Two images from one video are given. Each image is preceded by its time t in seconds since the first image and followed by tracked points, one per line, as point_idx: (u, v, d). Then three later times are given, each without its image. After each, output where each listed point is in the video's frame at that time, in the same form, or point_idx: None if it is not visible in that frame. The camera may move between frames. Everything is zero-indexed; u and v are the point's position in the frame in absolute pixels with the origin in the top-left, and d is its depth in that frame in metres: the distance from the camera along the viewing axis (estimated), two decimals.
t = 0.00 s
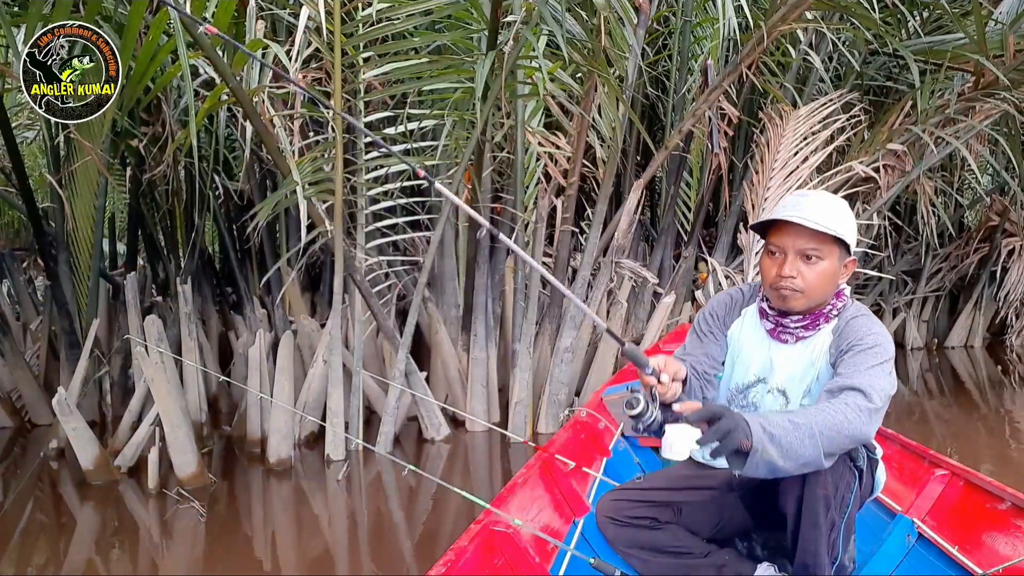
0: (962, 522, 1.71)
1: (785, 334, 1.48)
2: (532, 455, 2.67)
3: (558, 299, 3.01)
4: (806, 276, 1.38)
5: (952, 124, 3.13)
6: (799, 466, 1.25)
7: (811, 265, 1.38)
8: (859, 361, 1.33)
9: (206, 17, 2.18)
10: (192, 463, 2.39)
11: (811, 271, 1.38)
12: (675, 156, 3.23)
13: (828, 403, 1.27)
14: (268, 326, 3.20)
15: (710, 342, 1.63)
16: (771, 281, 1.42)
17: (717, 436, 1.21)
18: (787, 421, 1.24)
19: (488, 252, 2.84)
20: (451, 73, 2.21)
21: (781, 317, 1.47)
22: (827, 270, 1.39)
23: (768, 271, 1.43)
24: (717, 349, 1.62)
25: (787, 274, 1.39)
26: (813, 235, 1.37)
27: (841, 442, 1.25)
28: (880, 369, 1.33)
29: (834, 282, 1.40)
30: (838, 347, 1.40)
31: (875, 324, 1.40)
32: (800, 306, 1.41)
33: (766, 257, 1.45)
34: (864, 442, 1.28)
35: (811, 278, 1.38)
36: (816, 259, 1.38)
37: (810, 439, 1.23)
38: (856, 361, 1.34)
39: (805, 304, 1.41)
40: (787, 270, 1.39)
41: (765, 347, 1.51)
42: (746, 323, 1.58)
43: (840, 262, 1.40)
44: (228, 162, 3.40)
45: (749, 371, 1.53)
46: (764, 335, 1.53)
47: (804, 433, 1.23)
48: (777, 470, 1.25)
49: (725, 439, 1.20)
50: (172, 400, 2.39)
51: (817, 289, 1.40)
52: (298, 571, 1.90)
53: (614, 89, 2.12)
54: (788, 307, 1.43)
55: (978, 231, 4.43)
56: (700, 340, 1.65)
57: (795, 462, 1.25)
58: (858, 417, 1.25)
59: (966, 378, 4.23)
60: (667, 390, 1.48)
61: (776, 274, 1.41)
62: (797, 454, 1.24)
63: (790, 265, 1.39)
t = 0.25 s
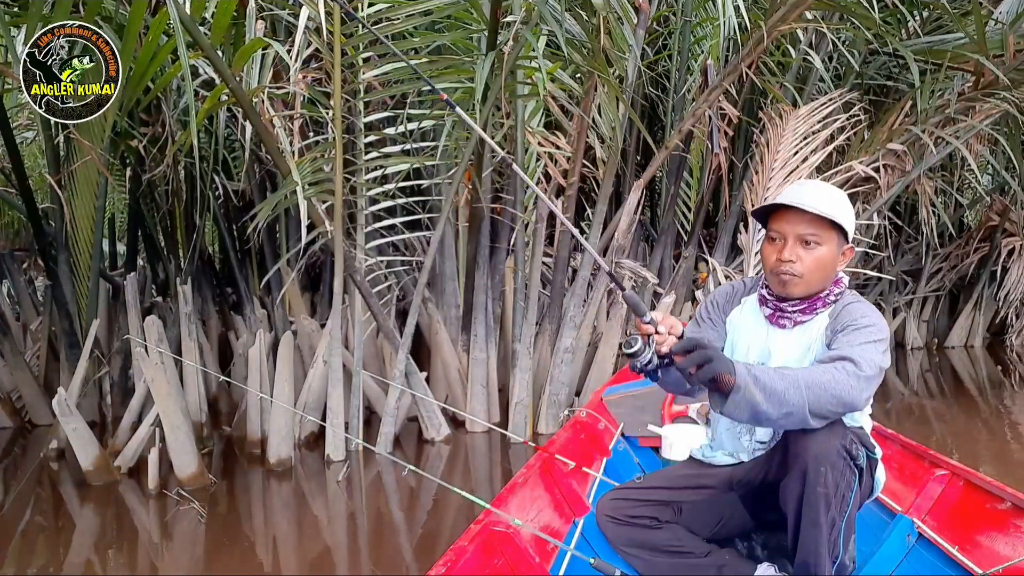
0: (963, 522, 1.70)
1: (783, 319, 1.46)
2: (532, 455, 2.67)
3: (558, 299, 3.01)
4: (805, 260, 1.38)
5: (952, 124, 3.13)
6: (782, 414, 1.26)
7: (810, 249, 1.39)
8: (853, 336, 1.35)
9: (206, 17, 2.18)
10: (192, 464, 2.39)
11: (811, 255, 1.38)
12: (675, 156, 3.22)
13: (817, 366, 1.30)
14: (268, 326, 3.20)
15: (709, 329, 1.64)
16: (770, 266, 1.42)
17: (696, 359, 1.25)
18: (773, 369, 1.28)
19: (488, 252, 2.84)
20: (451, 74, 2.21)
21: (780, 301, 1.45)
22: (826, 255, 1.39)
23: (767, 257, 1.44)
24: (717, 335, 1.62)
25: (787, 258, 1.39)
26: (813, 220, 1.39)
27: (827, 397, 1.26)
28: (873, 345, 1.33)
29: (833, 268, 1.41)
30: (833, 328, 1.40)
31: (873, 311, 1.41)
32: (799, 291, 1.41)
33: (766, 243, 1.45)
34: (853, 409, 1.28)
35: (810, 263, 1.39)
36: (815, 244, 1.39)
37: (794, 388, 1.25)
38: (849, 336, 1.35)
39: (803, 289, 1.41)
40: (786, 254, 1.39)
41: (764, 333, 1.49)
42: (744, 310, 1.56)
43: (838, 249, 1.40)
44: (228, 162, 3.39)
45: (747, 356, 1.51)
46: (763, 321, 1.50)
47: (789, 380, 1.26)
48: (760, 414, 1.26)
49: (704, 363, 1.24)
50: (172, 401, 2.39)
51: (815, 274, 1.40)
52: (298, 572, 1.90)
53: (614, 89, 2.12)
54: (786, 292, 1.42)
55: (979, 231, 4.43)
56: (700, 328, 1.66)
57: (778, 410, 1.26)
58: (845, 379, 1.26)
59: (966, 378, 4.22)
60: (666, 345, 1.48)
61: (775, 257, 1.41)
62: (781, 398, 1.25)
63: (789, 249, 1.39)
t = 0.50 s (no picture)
0: (963, 522, 1.70)
1: (781, 311, 1.46)
2: (532, 456, 2.67)
3: (558, 299, 3.01)
4: (802, 252, 1.39)
5: (952, 124, 3.13)
6: (766, 387, 1.26)
7: (807, 241, 1.39)
8: (847, 324, 1.34)
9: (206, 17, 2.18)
10: (192, 464, 2.39)
11: (808, 247, 1.39)
12: (675, 156, 3.23)
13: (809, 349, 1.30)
14: (268, 326, 3.20)
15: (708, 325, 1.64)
16: (769, 258, 1.43)
17: (680, 323, 1.27)
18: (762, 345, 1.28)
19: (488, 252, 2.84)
20: (451, 74, 2.21)
21: (778, 294, 1.45)
22: (824, 247, 1.39)
23: (766, 250, 1.44)
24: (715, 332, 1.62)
25: (784, 250, 1.40)
26: (810, 214, 1.40)
27: (815, 376, 1.25)
28: (868, 335, 1.32)
29: (831, 262, 1.41)
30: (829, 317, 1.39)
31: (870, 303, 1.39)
32: (796, 283, 1.41)
33: (765, 238, 1.46)
34: (842, 393, 1.26)
35: (807, 255, 1.39)
36: (812, 237, 1.40)
37: (779, 363, 1.26)
38: (844, 325, 1.34)
39: (801, 281, 1.41)
40: (783, 247, 1.40)
41: (763, 326, 1.49)
42: (741, 304, 1.56)
43: (836, 243, 1.41)
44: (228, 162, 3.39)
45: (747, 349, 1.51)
46: (762, 314, 1.50)
47: (777, 356, 1.26)
48: (744, 384, 1.26)
49: (687, 328, 1.26)
50: (172, 401, 2.39)
51: (813, 266, 1.40)
52: (298, 572, 1.90)
53: (614, 89, 2.12)
54: (784, 285, 1.42)
55: (978, 231, 4.43)
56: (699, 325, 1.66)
57: (763, 383, 1.26)
58: (833, 361, 1.26)
59: (966, 378, 4.22)
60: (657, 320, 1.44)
61: (773, 249, 1.42)
62: (766, 372, 1.25)
63: (787, 242, 1.40)
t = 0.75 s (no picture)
0: (963, 522, 1.70)
1: (780, 308, 1.46)
2: (532, 455, 2.67)
3: (558, 299, 3.01)
4: (800, 251, 1.39)
5: (952, 124, 3.14)
6: (759, 381, 1.26)
7: (805, 239, 1.40)
8: (844, 321, 1.33)
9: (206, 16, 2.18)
10: (192, 463, 2.39)
11: (806, 245, 1.39)
12: (675, 156, 3.23)
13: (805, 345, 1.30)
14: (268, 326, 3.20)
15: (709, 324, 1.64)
16: (767, 256, 1.43)
17: (674, 316, 1.29)
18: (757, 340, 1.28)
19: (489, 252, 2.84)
20: (452, 73, 2.21)
21: (778, 292, 1.46)
22: (822, 244, 1.40)
23: (765, 248, 1.45)
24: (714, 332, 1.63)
25: (782, 248, 1.41)
26: (809, 212, 1.40)
27: (810, 372, 1.25)
28: (865, 332, 1.31)
29: (829, 260, 1.41)
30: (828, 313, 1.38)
31: (868, 300, 1.39)
32: (795, 281, 1.42)
33: (764, 236, 1.47)
34: (837, 388, 1.26)
35: (805, 253, 1.39)
36: (810, 235, 1.40)
37: (772, 357, 1.25)
38: (840, 322, 1.33)
39: (799, 280, 1.41)
40: (782, 245, 1.41)
41: (762, 323, 1.49)
42: (740, 303, 1.57)
43: (835, 241, 1.41)
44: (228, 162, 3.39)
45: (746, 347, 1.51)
46: (762, 312, 1.50)
47: (771, 350, 1.26)
48: (736, 378, 1.25)
49: (680, 320, 1.27)
50: (172, 401, 2.39)
51: (811, 264, 1.40)
52: (298, 571, 1.90)
53: (614, 89, 2.12)
54: (783, 283, 1.43)
55: (978, 231, 4.43)
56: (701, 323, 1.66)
57: (756, 376, 1.26)
58: (828, 357, 1.25)
59: (966, 378, 4.23)
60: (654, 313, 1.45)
61: (772, 247, 1.43)
62: (759, 366, 1.25)
63: (785, 240, 1.41)
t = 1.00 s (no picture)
0: (963, 522, 1.70)
1: (781, 308, 1.46)
2: (532, 455, 2.67)
3: (558, 299, 3.01)
4: (800, 250, 1.39)
5: (951, 124, 3.14)
6: (758, 381, 1.26)
7: (805, 239, 1.40)
8: (844, 322, 1.33)
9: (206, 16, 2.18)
10: (192, 463, 2.39)
11: (805, 244, 1.39)
12: (675, 156, 3.23)
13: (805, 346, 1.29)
14: (268, 326, 3.20)
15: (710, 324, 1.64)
16: (767, 255, 1.43)
17: (674, 315, 1.28)
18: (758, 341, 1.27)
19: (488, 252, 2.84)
20: (452, 73, 2.21)
21: (778, 291, 1.46)
22: (822, 244, 1.40)
23: (765, 247, 1.45)
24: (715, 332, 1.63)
25: (782, 247, 1.41)
26: (809, 211, 1.40)
27: (809, 375, 1.25)
28: (865, 333, 1.31)
29: (829, 259, 1.41)
30: (828, 314, 1.38)
31: (868, 300, 1.38)
32: (794, 280, 1.42)
33: (764, 235, 1.46)
34: (836, 390, 1.26)
35: (806, 252, 1.39)
36: (810, 234, 1.40)
37: (771, 358, 1.25)
38: (840, 322, 1.33)
39: (800, 279, 1.41)
40: (782, 244, 1.41)
41: (763, 323, 1.49)
42: (740, 304, 1.57)
43: (835, 240, 1.41)
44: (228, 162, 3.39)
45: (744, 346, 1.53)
46: (762, 313, 1.51)
47: (771, 352, 1.26)
48: (736, 378, 1.25)
49: (680, 319, 1.27)
50: (172, 401, 2.39)
51: (811, 264, 1.40)
52: (298, 571, 1.90)
53: (614, 89, 2.12)
54: (783, 283, 1.43)
55: (978, 231, 4.43)
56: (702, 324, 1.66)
57: (755, 377, 1.26)
58: (828, 359, 1.25)
59: (966, 378, 4.23)
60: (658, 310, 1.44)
61: (772, 247, 1.43)
62: (759, 368, 1.25)
63: (785, 239, 1.41)
